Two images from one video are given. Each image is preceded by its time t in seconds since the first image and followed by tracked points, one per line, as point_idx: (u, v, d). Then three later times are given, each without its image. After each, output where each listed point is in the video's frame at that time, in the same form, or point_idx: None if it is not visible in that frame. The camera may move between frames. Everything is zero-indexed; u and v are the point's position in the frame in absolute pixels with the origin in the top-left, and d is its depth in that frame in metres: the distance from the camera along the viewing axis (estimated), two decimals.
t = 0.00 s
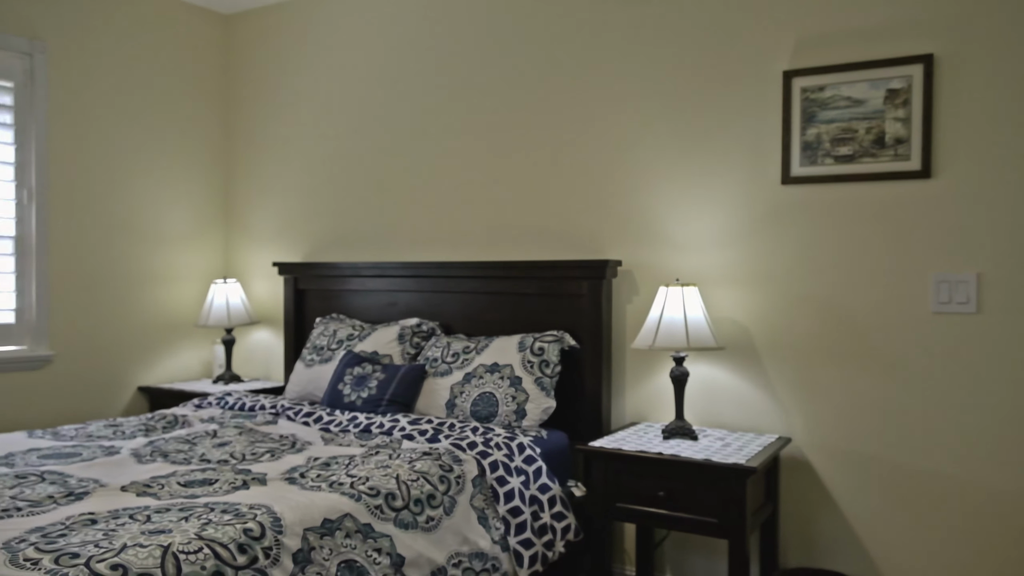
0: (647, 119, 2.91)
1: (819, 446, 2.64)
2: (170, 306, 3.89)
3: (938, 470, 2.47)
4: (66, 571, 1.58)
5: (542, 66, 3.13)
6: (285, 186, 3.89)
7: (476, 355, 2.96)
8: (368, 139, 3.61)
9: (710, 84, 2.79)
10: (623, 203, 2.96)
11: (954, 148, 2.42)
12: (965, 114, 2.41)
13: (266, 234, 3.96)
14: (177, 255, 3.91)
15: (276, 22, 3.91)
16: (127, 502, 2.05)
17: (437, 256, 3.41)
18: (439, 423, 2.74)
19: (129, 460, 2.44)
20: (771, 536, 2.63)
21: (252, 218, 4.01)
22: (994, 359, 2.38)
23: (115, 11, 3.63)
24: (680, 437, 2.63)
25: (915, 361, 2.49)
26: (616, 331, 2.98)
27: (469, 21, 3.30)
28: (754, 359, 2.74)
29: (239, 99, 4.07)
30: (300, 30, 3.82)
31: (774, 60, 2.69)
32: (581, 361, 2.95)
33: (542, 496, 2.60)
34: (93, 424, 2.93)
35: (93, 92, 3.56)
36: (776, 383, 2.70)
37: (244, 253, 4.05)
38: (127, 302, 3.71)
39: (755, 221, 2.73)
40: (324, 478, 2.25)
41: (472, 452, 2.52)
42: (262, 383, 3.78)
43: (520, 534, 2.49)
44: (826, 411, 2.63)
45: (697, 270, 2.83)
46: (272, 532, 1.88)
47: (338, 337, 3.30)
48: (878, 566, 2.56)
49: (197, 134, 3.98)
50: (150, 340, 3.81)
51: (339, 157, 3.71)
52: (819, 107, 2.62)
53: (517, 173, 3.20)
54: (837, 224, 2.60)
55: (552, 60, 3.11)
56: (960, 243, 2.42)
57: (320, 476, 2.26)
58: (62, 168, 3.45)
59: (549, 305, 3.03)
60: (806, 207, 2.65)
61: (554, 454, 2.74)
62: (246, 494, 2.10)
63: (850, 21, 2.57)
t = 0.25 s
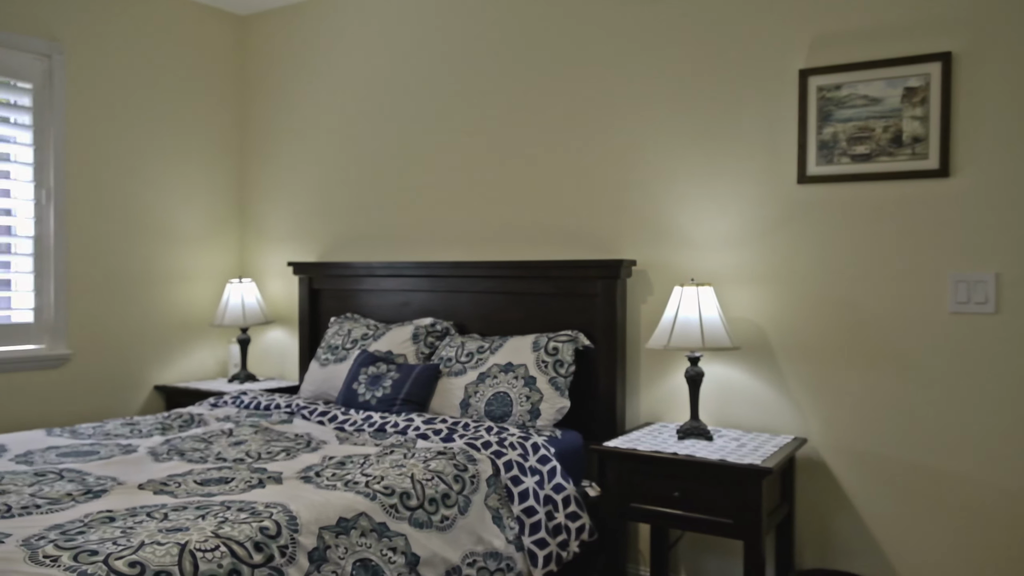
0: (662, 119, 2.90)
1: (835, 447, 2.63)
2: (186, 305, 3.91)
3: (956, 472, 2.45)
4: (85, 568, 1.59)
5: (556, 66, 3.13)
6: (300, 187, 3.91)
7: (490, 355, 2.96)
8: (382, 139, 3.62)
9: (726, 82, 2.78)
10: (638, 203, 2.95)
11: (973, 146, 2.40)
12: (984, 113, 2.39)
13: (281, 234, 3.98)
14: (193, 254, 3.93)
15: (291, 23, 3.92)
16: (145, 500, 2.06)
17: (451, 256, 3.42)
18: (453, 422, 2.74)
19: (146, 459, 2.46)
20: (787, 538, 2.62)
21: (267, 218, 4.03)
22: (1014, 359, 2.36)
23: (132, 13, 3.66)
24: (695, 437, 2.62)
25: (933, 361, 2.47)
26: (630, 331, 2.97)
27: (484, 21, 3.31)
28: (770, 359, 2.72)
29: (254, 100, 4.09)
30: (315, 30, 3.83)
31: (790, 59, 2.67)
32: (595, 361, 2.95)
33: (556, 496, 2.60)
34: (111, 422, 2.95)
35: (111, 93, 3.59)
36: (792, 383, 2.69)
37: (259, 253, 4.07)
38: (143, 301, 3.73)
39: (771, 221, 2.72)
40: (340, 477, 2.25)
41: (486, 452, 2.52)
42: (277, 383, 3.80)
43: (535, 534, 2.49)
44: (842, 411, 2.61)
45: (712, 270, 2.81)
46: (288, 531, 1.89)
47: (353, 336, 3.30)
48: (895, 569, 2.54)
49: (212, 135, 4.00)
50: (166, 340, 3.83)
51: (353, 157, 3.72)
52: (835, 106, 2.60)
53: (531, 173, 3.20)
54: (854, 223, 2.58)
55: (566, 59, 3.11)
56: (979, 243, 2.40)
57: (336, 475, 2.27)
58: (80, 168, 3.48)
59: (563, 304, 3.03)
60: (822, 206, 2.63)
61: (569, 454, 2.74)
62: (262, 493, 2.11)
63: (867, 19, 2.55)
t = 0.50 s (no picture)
0: (677, 118, 2.89)
1: (852, 448, 2.61)
2: (202, 305, 3.93)
3: (975, 474, 2.42)
4: (104, 565, 1.60)
5: (571, 65, 3.12)
6: (315, 187, 3.92)
7: (505, 355, 2.96)
8: (397, 139, 3.63)
9: (741, 82, 2.77)
10: (653, 203, 2.95)
11: (992, 145, 2.38)
12: (1004, 111, 2.36)
13: (296, 234, 4.00)
14: (209, 254, 3.95)
15: (306, 24, 3.94)
16: (162, 498, 2.07)
17: (466, 256, 3.42)
18: (468, 422, 2.75)
19: (163, 457, 2.47)
20: (803, 539, 2.60)
21: (282, 218, 4.05)
22: None
23: (149, 15, 3.68)
24: (711, 437, 2.62)
25: (951, 362, 2.45)
26: (645, 331, 2.97)
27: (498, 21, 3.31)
28: (786, 360, 2.71)
29: (269, 101, 4.11)
30: (330, 31, 3.85)
31: (807, 58, 2.66)
32: (610, 361, 2.94)
33: (571, 496, 2.59)
34: (128, 421, 2.97)
35: (128, 95, 3.61)
36: (809, 384, 2.67)
37: (274, 253, 4.09)
38: (159, 301, 3.75)
39: (787, 221, 2.70)
40: (355, 477, 2.26)
41: (501, 452, 2.52)
42: (293, 382, 3.81)
43: (550, 534, 2.49)
44: (859, 412, 2.59)
45: (728, 270, 2.80)
46: (304, 530, 1.90)
47: (367, 336, 3.31)
48: (913, 571, 2.52)
49: (228, 136, 4.02)
50: (182, 339, 3.85)
51: (368, 157, 3.73)
52: (852, 105, 2.59)
53: (546, 172, 3.19)
54: (871, 223, 2.56)
55: (581, 59, 3.10)
56: (999, 242, 2.38)
57: (351, 474, 2.28)
58: (97, 169, 3.51)
59: (577, 304, 3.03)
60: (839, 206, 2.61)
61: (583, 454, 2.73)
62: (278, 492, 2.12)
63: (884, 17, 2.54)
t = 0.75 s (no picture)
0: (693, 118, 2.88)
1: (870, 449, 2.59)
2: (219, 305, 3.96)
3: (995, 476, 2.40)
4: (123, 563, 1.61)
5: (587, 65, 3.12)
6: (330, 187, 3.94)
7: (520, 355, 2.96)
8: (412, 139, 3.64)
9: (758, 80, 2.76)
10: (669, 203, 2.94)
11: (1013, 143, 2.36)
12: None
13: (312, 234, 4.01)
14: (225, 254, 3.98)
15: (322, 25, 3.96)
16: (180, 497, 2.09)
17: (480, 256, 3.42)
18: (483, 422, 2.75)
19: (180, 456, 2.49)
20: (820, 541, 2.59)
21: (298, 218, 4.07)
22: None
23: (166, 16, 3.71)
24: (727, 438, 2.60)
25: (971, 362, 2.43)
26: (660, 332, 2.96)
27: (513, 21, 3.31)
28: (802, 360, 2.69)
29: (285, 102, 4.13)
30: (346, 31, 3.86)
31: (824, 56, 2.64)
32: (625, 361, 2.93)
33: (586, 497, 2.59)
34: (146, 420, 2.99)
35: (145, 96, 3.64)
36: (825, 384, 2.66)
37: (290, 253, 4.11)
38: (176, 301, 3.78)
39: (803, 220, 2.69)
40: (371, 476, 2.26)
41: (516, 452, 2.52)
42: (308, 382, 3.83)
43: (565, 534, 2.49)
44: (876, 413, 2.58)
45: (743, 269, 2.79)
46: (321, 529, 1.91)
47: (383, 336, 3.32)
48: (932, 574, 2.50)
49: (244, 136, 4.04)
50: (199, 339, 3.88)
51: (383, 158, 3.74)
52: (869, 104, 2.57)
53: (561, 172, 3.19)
54: (890, 223, 2.54)
55: (596, 59, 3.10)
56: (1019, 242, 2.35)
57: (367, 474, 2.28)
58: (116, 170, 3.54)
59: (592, 304, 3.02)
60: (857, 205, 2.60)
61: (599, 454, 2.73)
62: (295, 491, 2.12)
63: (902, 15, 2.52)
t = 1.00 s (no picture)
0: (709, 117, 2.87)
1: (888, 450, 2.57)
2: (235, 304, 3.98)
3: (1016, 477, 2.37)
4: (143, 561, 1.62)
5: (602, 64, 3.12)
6: (346, 187, 3.95)
7: (535, 355, 2.96)
8: (427, 139, 3.64)
9: (775, 79, 2.75)
10: (684, 202, 2.93)
11: None
12: None
13: (327, 234, 4.03)
14: (241, 254, 4.00)
15: (337, 26, 3.97)
16: (198, 495, 2.10)
17: (495, 256, 3.43)
18: (498, 422, 2.75)
19: (198, 455, 2.50)
20: (838, 542, 2.57)
21: (313, 219, 4.09)
22: None
23: (183, 18, 3.73)
24: (743, 438, 2.59)
25: (991, 363, 2.40)
26: (676, 331, 2.95)
27: (528, 20, 3.31)
28: (820, 360, 2.68)
29: (300, 102, 4.15)
30: (361, 32, 3.87)
31: (841, 54, 2.63)
32: (641, 361, 2.93)
33: (602, 497, 2.58)
34: (164, 418, 3.01)
35: (162, 97, 3.67)
36: (843, 384, 2.64)
37: (305, 253, 4.12)
38: (193, 300, 3.80)
39: (820, 220, 2.67)
40: (387, 475, 2.27)
41: (532, 451, 2.52)
42: (324, 381, 3.84)
43: (580, 534, 2.48)
44: (894, 413, 2.56)
45: (760, 269, 2.78)
46: (338, 527, 1.91)
47: (398, 336, 3.33)
48: None
49: (260, 137, 4.06)
50: (216, 338, 3.90)
51: (398, 158, 3.75)
52: (888, 102, 2.55)
53: (576, 172, 3.19)
54: (908, 221, 2.52)
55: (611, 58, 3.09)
56: None
57: (383, 473, 2.29)
58: (133, 170, 3.56)
59: (608, 304, 3.02)
60: (875, 204, 2.58)
61: (614, 454, 2.73)
62: (311, 490, 2.13)
63: (921, 12, 2.50)
